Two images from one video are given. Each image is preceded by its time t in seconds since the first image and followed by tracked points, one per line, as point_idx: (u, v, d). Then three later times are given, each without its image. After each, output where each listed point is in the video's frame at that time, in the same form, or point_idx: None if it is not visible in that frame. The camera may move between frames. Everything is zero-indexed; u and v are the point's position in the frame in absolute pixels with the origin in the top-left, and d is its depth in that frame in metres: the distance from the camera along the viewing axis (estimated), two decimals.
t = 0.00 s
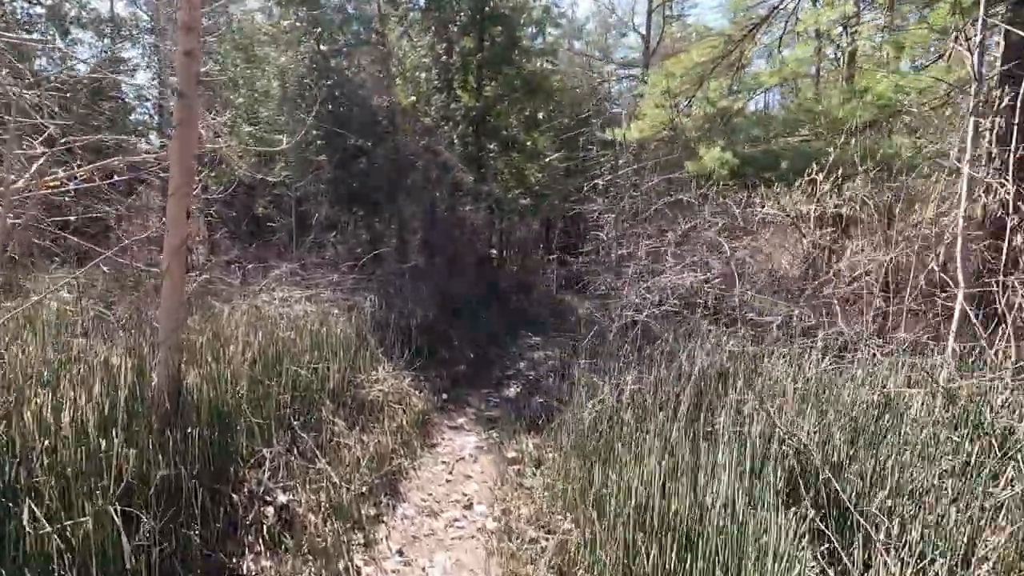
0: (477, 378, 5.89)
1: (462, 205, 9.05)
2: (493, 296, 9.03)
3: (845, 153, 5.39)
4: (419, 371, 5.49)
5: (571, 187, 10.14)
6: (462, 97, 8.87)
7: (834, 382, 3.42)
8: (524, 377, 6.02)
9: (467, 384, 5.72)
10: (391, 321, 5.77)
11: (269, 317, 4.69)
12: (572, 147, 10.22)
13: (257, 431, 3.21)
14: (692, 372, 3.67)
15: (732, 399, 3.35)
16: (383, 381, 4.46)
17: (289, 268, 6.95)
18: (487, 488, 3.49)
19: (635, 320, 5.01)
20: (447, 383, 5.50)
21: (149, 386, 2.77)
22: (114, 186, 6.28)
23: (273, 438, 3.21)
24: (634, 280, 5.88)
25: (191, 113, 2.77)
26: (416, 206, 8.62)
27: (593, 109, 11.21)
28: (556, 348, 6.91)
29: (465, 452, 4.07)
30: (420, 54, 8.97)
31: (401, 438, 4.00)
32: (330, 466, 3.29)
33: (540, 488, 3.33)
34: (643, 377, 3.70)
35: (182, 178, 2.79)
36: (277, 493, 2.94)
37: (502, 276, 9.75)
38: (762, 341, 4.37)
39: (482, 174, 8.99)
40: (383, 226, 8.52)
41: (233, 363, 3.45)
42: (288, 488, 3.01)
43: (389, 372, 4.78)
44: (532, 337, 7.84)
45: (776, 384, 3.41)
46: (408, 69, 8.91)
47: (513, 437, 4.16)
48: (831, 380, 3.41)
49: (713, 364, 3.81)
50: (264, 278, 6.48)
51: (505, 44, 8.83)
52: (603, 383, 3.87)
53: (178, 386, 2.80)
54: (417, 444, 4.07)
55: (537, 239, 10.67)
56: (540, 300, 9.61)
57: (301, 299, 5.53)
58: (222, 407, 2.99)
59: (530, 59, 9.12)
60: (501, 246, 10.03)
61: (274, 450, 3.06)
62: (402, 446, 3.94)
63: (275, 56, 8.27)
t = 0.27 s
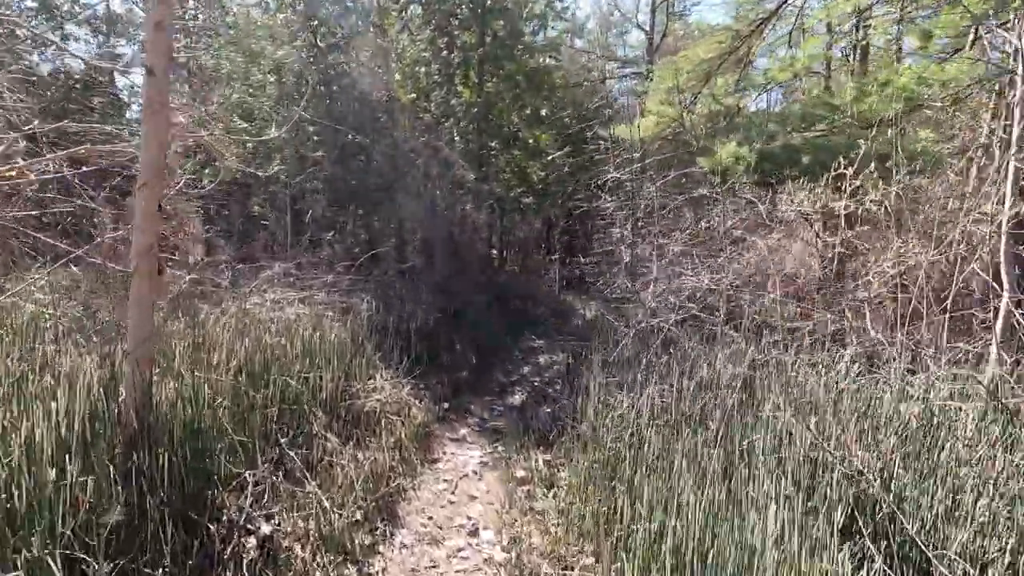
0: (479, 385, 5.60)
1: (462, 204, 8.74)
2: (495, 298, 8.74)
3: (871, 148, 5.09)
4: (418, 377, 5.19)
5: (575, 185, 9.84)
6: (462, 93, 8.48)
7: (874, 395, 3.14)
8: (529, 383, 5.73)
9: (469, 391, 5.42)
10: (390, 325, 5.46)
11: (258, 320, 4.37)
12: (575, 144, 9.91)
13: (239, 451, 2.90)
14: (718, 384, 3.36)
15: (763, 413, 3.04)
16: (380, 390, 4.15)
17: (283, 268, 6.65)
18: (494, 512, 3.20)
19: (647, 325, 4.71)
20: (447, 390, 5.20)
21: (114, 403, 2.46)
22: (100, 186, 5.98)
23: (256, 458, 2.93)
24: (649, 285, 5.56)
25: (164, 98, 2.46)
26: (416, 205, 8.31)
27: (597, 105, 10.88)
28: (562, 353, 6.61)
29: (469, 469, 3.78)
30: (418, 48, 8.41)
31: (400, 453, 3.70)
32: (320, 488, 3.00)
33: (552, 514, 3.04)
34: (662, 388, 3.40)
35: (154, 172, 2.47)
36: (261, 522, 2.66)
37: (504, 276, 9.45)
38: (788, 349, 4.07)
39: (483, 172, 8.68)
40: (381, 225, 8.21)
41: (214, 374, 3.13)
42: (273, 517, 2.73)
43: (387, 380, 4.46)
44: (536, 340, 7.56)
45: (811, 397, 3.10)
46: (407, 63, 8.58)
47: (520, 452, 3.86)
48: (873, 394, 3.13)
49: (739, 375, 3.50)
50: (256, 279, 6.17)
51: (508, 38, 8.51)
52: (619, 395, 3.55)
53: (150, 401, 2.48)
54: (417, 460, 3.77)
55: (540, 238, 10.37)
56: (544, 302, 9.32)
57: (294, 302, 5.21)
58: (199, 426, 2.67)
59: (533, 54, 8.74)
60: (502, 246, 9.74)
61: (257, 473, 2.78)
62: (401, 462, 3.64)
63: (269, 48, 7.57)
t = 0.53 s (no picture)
0: (482, 393, 5.31)
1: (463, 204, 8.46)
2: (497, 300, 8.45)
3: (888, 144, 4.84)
4: (417, 386, 4.90)
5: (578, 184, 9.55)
6: (463, 90, 8.35)
7: (922, 407, 2.83)
8: (534, 391, 5.45)
9: (471, 400, 5.12)
10: (387, 331, 5.15)
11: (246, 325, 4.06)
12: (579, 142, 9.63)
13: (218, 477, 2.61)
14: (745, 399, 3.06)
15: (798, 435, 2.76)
16: (376, 401, 3.83)
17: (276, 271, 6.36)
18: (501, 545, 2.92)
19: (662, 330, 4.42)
20: (448, 399, 4.91)
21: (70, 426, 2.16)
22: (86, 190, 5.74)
23: (234, 486, 2.66)
24: (658, 285, 5.28)
25: (124, 80, 2.13)
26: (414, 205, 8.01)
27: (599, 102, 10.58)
28: (567, 358, 6.32)
29: (472, 490, 3.49)
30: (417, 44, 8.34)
31: (396, 474, 3.39)
32: (307, 519, 2.71)
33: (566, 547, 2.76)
34: (684, 402, 3.11)
35: (114, 161, 2.15)
36: (237, 562, 2.40)
37: (505, 277, 9.14)
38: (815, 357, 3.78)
39: (483, 171, 8.39)
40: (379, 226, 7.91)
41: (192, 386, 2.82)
42: (251, 555, 2.45)
43: (383, 391, 4.16)
44: (539, 345, 7.28)
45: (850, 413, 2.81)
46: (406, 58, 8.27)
47: (528, 471, 3.56)
48: (918, 406, 2.82)
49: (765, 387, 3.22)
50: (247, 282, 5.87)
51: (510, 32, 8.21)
52: (639, 410, 3.24)
53: (110, 427, 2.18)
54: (416, 479, 3.47)
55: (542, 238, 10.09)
56: (546, 304, 9.01)
57: (286, 305, 4.90)
58: (170, 451, 2.36)
59: (536, 50, 8.51)
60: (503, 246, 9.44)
61: (234, 503, 2.49)
62: (398, 483, 3.34)
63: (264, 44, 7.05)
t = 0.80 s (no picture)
0: (487, 402, 5.01)
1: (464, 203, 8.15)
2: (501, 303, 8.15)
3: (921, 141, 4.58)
4: (418, 397, 4.60)
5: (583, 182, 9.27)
6: (464, 86, 7.94)
7: (984, 427, 2.55)
8: (542, 400, 5.15)
9: (476, 411, 4.82)
10: (387, 337, 4.85)
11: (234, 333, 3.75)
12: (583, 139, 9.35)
13: (196, 509, 2.33)
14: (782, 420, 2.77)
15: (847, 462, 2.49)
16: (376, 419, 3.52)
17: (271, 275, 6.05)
18: None
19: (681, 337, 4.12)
20: (452, 410, 4.61)
21: (22, 454, 1.91)
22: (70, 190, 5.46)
23: (215, 522, 2.36)
24: (674, 289, 4.98)
25: (76, 44, 1.83)
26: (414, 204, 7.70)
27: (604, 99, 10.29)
28: (576, 364, 6.03)
29: (481, 515, 3.20)
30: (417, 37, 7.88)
31: (398, 498, 3.09)
32: (296, 557, 2.42)
33: None
34: (717, 421, 2.81)
35: (68, 137, 1.85)
36: None
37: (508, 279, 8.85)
38: (849, 367, 3.49)
39: (486, 169, 8.09)
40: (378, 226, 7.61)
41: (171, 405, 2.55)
42: None
43: (383, 404, 3.86)
44: (545, 349, 6.99)
45: (902, 436, 2.53)
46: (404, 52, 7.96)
47: (542, 493, 3.27)
48: (980, 425, 2.54)
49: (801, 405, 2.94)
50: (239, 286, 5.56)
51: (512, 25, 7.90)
52: (664, 429, 2.94)
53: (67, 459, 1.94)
54: (419, 503, 3.17)
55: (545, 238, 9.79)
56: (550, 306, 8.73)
57: (278, 311, 4.59)
58: (140, 487, 2.09)
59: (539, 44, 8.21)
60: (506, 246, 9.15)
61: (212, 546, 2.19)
62: (401, 510, 3.05)
63: (261, 39, 6.51)
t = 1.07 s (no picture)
0: (491, 413, 4.70)
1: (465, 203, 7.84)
2: (504, 306, 7.86)
3: (951, 135, 4.31)
4: (418, 409, 4.28)
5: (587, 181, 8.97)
6: (465, 84, 7.71)
7: None
8: (550, 410, 4.84)
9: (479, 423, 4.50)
10: (384, 345, 4.54)
11: (221, 343, 3.47)
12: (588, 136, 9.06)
13: (161, 550, 2.04)
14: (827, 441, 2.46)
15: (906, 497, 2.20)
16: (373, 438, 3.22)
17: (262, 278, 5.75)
18: None
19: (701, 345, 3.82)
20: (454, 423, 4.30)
21: None
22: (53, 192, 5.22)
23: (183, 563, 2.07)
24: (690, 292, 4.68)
25: None
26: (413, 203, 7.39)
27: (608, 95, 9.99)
28: (584, 371, 5.73)
29: (487, 545, 2.89)
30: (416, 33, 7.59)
31: (397, 526, 2.76)
32: None
33: None
34: (756, 442, 2.49)
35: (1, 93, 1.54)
36: None
37: (511, 281, 8.54)
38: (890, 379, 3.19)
39: (488, 168, 7.79)
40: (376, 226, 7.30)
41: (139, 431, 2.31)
42: None
43: (380, 419, 3.55)
44: (550, 354, 6.68)
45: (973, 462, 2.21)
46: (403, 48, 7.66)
47: (555, 520, 2.96)
48: None
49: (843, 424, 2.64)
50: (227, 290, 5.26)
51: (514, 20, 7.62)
52: (694, 452, 2.62)
53: None
54: (420, 533, 2.84)
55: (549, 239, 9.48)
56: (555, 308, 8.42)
57: (268, 318, 4.27)
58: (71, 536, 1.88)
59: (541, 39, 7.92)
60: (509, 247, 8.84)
61: None
62: (400, 540, 2.72)
63: (255, 34, 6.39)
